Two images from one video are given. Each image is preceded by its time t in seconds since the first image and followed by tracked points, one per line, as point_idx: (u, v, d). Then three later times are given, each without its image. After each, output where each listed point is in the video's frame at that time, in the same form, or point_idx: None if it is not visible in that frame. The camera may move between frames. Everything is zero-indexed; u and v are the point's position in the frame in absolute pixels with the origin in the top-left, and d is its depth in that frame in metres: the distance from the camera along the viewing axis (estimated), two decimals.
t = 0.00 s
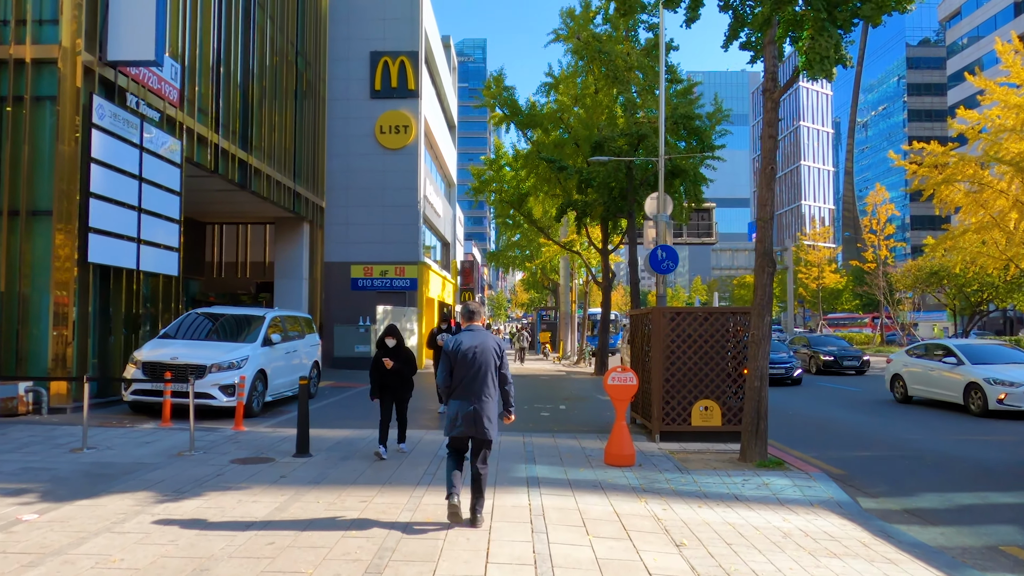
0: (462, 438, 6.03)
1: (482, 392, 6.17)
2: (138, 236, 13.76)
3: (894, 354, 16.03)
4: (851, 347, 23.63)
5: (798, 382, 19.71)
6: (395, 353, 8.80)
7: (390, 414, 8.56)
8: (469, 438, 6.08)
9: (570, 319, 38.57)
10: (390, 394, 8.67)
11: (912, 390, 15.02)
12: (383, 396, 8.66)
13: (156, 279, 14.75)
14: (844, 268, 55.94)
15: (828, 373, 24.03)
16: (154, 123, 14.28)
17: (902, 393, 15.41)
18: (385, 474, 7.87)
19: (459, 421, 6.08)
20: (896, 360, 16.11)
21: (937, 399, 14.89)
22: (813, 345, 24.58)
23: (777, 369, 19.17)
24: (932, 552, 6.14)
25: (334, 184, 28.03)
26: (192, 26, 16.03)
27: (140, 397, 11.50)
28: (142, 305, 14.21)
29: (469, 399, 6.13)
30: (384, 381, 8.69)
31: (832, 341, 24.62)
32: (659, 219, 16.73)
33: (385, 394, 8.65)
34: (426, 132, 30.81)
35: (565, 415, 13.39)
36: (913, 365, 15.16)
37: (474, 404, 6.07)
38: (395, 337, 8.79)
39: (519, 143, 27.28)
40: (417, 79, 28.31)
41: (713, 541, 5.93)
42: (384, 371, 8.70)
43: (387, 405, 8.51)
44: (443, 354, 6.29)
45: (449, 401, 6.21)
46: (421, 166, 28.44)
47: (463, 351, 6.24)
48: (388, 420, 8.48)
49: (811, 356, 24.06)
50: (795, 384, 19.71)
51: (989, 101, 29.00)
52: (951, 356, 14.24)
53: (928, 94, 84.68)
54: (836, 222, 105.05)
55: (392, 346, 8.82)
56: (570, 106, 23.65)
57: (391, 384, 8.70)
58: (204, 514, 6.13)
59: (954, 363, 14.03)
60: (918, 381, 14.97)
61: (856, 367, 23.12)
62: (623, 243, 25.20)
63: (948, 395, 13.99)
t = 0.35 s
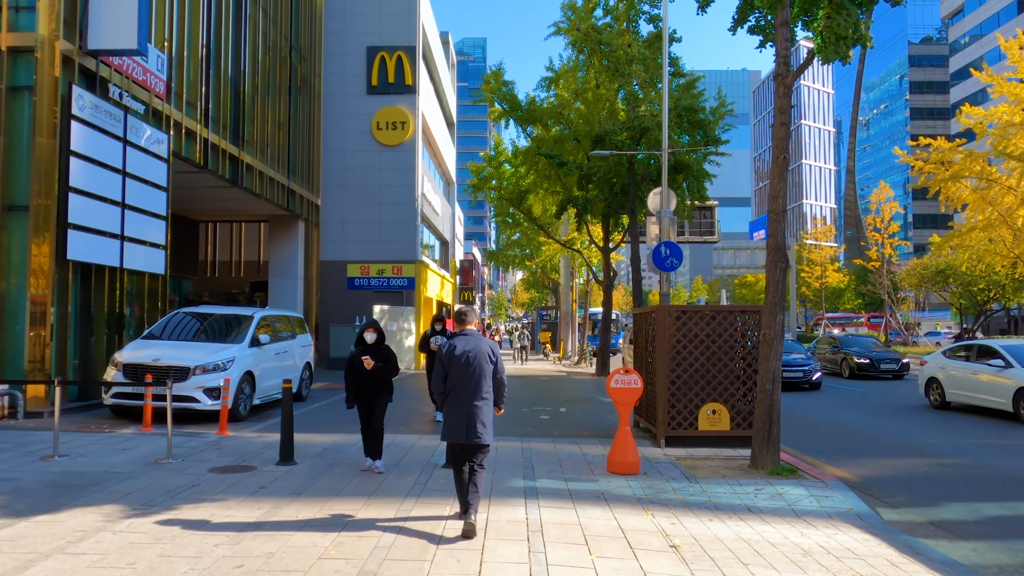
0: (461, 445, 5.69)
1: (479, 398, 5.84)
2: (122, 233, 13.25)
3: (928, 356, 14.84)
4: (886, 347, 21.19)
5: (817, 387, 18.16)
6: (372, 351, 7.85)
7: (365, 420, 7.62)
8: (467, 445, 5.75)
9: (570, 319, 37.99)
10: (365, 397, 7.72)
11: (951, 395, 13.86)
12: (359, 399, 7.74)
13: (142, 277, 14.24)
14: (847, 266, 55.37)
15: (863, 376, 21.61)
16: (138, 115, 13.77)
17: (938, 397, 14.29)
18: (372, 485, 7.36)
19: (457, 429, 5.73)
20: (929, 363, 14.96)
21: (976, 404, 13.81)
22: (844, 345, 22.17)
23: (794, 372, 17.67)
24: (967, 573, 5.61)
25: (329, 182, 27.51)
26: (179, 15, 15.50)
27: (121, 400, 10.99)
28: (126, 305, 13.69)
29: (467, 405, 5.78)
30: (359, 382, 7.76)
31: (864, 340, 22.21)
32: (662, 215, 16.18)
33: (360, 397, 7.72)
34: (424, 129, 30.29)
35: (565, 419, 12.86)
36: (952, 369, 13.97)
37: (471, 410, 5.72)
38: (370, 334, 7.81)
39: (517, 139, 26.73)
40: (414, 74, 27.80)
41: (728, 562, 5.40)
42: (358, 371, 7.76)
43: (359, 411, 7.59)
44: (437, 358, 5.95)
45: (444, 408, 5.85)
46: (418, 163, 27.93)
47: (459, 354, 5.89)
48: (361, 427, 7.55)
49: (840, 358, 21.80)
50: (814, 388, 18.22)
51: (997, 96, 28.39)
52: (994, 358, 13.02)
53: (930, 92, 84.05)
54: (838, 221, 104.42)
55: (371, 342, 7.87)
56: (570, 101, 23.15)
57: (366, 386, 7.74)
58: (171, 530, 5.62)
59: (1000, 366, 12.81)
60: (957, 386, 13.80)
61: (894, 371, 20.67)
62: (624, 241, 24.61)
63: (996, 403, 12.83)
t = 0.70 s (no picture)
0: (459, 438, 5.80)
1: (478, 392, 5.91)
2: (105, 227, 12.73)
3: (969, 357, 13.52)
4: (925, 350, 19.23)
5: (844, 394, 16.56)
6: (351, 353, 6.85)
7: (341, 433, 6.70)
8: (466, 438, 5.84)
9: (571, 319, 37.40)
10: (343, 407, 6.76)
11: (999, 403, 12.58)
12: (337, 407, 6.79)
13: (127, 274, 13.72)
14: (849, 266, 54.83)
15: (898, 381, 19.72)
16: (123, 105, 13.24)
17: (983, 404, 13.02)
18: (361, 493, 6.84)
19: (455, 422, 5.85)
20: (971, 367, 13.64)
21: None
22: (877, 347, 20.32)
23: (819, 376, 16.10)
24: None
25: (326, 178, 26.99)
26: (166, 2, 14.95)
27: (100, 402, 10.49)
28: (111, 302, 13.17)
29: (466, 399, 5.88)
30: (337, 388, 6.81)
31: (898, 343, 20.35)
32: (668, 209, 15.64)
33: (338, 406, 6.78)
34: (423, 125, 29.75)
35: (567, 421, 12.34)
36: (999, 374, 12.64)
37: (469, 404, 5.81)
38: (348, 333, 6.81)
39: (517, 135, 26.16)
40: (413, 69, 27.26)
41: None
42: (336, 376, 6.82)
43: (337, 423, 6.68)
44: (439, 352, 6.06)
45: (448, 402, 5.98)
46: (416, 159, 27.40)
47: (456, 349, 5.99)
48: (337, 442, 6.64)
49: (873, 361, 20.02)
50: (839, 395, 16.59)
51: (1006, 91, 27.74)
52: None
53: (932, 91, 83.37)
54: (839, 221, 103.83)
55: (350, 343, 6.88)
56: (571, 95, 22.64)
57: (345, 394, 6.79)
58: (137, 546, 5.12)
59: None
60: (1003, 392, 12.53)
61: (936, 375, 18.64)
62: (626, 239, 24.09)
63: None
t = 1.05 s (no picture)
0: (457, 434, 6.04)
1: (481, 389, 6.18)
2: (87, 224, 12.26)
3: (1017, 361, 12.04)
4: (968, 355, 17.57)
5: (875, 404, 14.54)
6: (312, 367, 5.75)
7: (304, 461, 5.66)
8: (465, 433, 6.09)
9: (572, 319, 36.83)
10: (306, 429, 5.72)
11: None
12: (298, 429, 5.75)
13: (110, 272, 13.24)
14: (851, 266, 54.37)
15: (939, 388, 18.18)
16: (106, 97, 12.76)
17: None
18: (342, 511, 6.34)
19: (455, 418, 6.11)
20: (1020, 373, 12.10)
21: None
22: (913, 350, 18.76)
23: (851, 384, 14.07)
24: None
25: (322, 176, 26.49)
26: None
27: (76, 406, 10.01)
28: (92, 302, 12.67)
29: (467, 398, 6.14)
30: (299, 406, 5.75)
31: (936, 346, 18.67)
32: (671, 206, 15.12)
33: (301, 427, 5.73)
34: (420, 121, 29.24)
35: (566, 426, 11.85)
36: None
37: (471, 403, 6.07)
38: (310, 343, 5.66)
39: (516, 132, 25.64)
40: (410, 65, 26.77)
41: None
42: (296, 393, 5.74)
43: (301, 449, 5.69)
44: (443, 353, 6.34)
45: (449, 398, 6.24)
46: (413, 157, 26.90)
47: (463, 347, 6.28)
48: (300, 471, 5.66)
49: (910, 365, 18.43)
50: (869, 405, 14.68)
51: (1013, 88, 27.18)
52: None
53: (934, 90, 82.79)
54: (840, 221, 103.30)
55: (312, 352, 5.76)
56: (570, 91, 22.21)
57: (308, 414, 5.73)
58: (91, 570, 4.63)
59: None
60: None
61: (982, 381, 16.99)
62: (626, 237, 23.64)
63: None
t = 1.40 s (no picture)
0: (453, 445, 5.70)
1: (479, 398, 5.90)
2: (65, 221, 11.80)
3: None
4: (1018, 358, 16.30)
5: (914, 416, 12.75)
6: (265, 370, 4.89)
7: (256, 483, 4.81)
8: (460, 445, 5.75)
9: (573, 319, 36.30)
10: (258, 444, 4.82)
11: None
12: (251, 445, 4.86)
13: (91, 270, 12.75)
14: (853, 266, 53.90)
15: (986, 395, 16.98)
16: (86, 88, 12.26)
17: None
18: (320, 530, 5.82)
19: (450, 428, 5.75)
20: None
21: None
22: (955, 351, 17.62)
23: (891, 395, 12.29)
24: None
25: (317, 173, 25.98)
26: None
27: (50, 411, 9.54)
28: (71, 302, 12.17)
29: (464, 403, 5.82)
30: (248, 418, 4.86)
31: (980, 347, 17.48)
32: (674, 201, 14.61)
33: (252, 443, 4.84)
34: (417, 118, 28.70)
35: (565, 431, 11.32)
36: None
37: (472, 407, 5.76)
38: (258, 340, 4.83)
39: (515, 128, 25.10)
40: (407, 60, 26.24)
41: None
42: (244, 401, 4.85)
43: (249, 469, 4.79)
44: (435, 358, 6.00)
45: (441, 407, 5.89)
46: (411, 154, 26.37)
47: (459, 354, 6.00)
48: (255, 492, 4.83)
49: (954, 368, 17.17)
50: (907, 417, 12.86)
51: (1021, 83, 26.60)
52: None
53: (936, 89, 82.20)
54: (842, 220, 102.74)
55: (263, 352, 4.92)
56: (570, 86, 21.70)
57: (258, 426, 4.82)
58: None
59: None
60: None
61: None
62: (627, 236, 23.13)
63: None
